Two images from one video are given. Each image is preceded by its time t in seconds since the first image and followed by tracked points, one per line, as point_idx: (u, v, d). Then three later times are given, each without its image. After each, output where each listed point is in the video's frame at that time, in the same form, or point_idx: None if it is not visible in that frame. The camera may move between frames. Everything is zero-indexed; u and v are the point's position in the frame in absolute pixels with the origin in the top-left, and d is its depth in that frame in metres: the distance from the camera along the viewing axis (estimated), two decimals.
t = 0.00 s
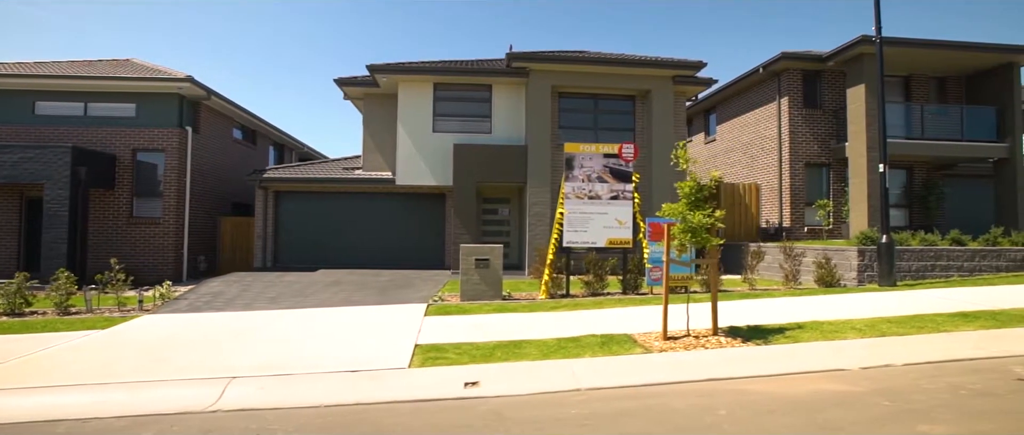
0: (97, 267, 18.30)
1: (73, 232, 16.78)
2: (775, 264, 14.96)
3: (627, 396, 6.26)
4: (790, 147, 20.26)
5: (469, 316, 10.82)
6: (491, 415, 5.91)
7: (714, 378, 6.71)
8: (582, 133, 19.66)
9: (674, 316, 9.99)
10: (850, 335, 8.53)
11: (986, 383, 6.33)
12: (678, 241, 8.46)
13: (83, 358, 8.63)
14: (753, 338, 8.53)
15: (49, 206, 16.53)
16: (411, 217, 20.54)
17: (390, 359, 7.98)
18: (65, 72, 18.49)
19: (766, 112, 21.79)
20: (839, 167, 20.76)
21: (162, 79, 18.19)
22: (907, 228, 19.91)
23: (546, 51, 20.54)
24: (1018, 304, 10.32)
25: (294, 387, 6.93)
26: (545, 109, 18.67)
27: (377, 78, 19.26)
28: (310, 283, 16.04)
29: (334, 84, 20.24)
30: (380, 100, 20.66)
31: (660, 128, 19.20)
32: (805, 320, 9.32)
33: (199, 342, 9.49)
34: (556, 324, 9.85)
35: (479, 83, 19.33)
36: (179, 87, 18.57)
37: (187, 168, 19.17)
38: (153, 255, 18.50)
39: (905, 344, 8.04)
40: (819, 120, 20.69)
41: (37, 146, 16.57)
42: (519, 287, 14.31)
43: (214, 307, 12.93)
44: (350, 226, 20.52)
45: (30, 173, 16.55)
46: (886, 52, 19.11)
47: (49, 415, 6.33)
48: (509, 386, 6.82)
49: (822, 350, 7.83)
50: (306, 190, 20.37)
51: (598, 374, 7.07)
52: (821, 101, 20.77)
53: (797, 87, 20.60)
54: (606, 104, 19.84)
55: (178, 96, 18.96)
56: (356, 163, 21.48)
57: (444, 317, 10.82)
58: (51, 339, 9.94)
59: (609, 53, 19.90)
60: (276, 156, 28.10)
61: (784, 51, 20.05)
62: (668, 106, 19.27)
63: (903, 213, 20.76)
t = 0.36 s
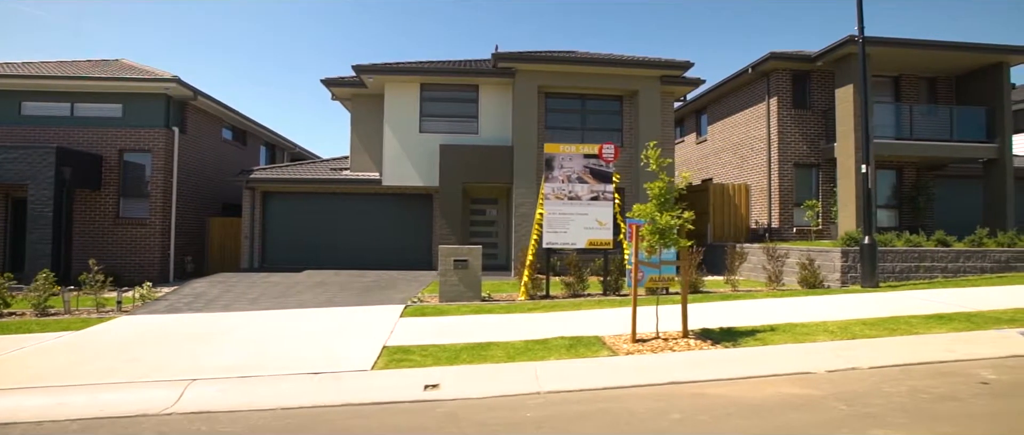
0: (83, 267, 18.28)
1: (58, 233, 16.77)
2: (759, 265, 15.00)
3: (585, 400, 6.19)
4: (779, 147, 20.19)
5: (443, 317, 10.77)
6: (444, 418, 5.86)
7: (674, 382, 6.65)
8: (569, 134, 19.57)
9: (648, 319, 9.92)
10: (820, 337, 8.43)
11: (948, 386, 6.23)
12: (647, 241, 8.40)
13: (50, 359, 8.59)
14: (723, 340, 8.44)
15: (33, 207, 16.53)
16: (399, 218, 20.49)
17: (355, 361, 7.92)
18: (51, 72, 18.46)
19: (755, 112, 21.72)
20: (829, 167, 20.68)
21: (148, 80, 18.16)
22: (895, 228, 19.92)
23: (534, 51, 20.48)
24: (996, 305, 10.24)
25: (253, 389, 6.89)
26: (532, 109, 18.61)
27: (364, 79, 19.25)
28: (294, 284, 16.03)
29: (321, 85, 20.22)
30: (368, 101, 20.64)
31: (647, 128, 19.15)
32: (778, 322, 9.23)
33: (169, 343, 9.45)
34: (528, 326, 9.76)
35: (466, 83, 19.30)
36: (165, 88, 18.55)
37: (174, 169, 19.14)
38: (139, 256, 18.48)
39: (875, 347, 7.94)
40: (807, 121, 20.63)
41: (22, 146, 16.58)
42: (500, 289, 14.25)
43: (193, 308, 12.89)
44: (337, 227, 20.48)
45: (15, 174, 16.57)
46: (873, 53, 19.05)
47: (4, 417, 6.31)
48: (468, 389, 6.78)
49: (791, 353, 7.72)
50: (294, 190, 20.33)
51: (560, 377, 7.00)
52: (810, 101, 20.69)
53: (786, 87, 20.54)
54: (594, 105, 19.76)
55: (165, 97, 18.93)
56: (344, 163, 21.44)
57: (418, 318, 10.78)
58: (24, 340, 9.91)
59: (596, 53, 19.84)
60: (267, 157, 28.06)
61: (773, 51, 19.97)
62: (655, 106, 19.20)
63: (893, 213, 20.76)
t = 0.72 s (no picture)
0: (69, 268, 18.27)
1: (42, 233, 16.77)
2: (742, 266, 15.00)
3: (540, 403, 6.15)
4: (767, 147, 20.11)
5: (418, 319, 10.73)
6: (395, 422, 5.82)
7: (634, 385, 6.60)
8: (557, 134, 19.50)
9: (623, 320, 9.84)
10: (790, 339, 8.36)
11: (907, 391, 6.14)
12: (614, 243, 8.31)
13: (17, 360, 8.58)
14: (692, 342, 8.37)
15: (17, 208, 16.53)
16: (387, 218, 20.45)
17: (320, 363, 7.90)
18: (37, 73, 18.44)
19: (744, 112, 21.65)
20: (818, 168, 20.60)
21: (133, 81, 18.13)
22: (884, 229, 19.88)
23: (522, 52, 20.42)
24: (974, 307, 10.15)
25: (211, 391, 6.88)
26: (518, 109, 18.57)
27: (350, 79, 19.21)
28: (278, 284, 16.03)
29: (308, 85, 20.18)
30: (356, 101, 20.62)
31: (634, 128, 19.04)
32: (751, 324, 9.16)
33: (140, 344, 9.44)
34: (501, 327, 9.71)
35: (453, 84, 19.28)
36: (151, 88, 18.52)
37: (161, 169, 19.12)
38: (125, 256, 18.47)
39: (844, 350, 7.87)
40: (796, 120, 20.54)
41: (6, 147, 16.57)
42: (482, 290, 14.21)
43: (172, 308, 12.87)
44: (325, 227, 20.44)
45: None
46: (861, 53, 18.98)
47: None
48: (427, 391, 6.75)
49: (757, 355, 7.66)
50: (281, 191, 20.30)
51: (520, 380, 6.96)
52: (799, 101, 20.61)
53: (775, 87, 20.46)
54: (581, 105, 19.70)
55: (151, 97, 18.90)
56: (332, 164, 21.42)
57: (393, 319, 10.74)
58: None
59: (583, 54, 19.79)
60: (258, 157, 28.04)
61: (761, 51, 19.89)
62: (643, 106, 19.11)
63: (882, 214, 20.71)
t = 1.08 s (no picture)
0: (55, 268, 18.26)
1: (26, 233, 16.75)
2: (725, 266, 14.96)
3: (495, 407, 6.08)
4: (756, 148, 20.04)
5: (393, 320, 10.68)
6: (345, 425, 5.75)
7: (593, 388, 6.52)
8: (543, 134, 19.43)
9: (596, 322, 9.77)
10: (760, 342, 8.25)
11: (868, 394, 6.03)
12: (583, 244, 8.22)
13: None
14: (661, 344, 8.29)
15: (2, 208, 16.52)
16: (374, 218, 20.40)
17: (284, 364, 7.84)
18: (24, 73, 18.43)
19: (734, 112, 21.57)
20: (807, 168, 20.52)
21: (119, 81, 18.10)
22: (873, 229, 19.85)
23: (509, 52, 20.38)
24: (951, 308, 10.04)
25: (170, 393, 6.83)
26: (505, 110, 18.52)
27: (336, 79, 19.17)
28: (261, 285, 16.00)
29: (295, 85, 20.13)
30: (343, 101, 20.57)
31: (621, 128, 18.94)
32: (723, 325, 9.07)
33: (110, 344, 9.40)
34: (473, 329, 9.65)
35: (439, 83, 19.23)
36: (138, 89, 18.49)
37: (147, 169, 19.10)
38: (111, 256, 18.45)
39: (812, 352, 7.77)
40: (785, 120, 20.44)
41: None
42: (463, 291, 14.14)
43: (150, 309, 12.81)
44: (312, 227, 20.41)
45: None
46: (850, 52, 18.81)
47: None
48: (386, 393, 6.72)
49: (724, 357, 7.57)
50: (268, 191, 20.25)
51: (481, 382, 6.89)
52: (788, 101, 20.52)
53: (764, 87, 20.36)
54: (568, 105, 19.60)
55: (138, 98, 18.88)
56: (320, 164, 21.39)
57: (367, 320, 10.69)
58: None
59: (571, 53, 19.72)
60: (250, 157, 28.01)
61: (750, 51, 19.81)
62: (630, 105, 18.99)
63: (872, 214, 20.63)
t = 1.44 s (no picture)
0: (40, 268, 18.27)
1: (10, 234, 16.75)
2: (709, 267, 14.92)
3: (449, 411, 6.05)
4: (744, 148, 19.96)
5: (367, 321, 10.66)
6: (295, 429, 5.72)
7: (551, 391, 6.48)
8: (530, 134, 19.33)
9: (568, 323, 9.72)
10: (728, 344, 8.16)
11: (825, 398, 5.96)
12: (551, 247, 8.10)
13: None
14: (629, 345, 8.23)
15: None
16: (361, 218, 20.37)
17: (248, 366, 7.84)
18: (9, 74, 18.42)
19: (723, 112, 21.49)
20: (796, 168, 20.41)
21: (104, 81, 18.05)
22: (862, 229, 19.79)
23: (497, 52, 20.30)
24: (928, 310, 9.94)
25: (128, 395, 6.82)
26: (491, 110, 18.47)
27: (322, 79, 19.14)
28: (244, 285, 15.98)
29: (282, 85, 20.10)
30: (330, 101, 20.54)
31: (608, 128, 18.86)
32: (695, 327, 8.97)
33: (79, 345, 9.37)
34: (445, 330, 9.62)
35: (426, 84, 19.19)
36: (123, 89, 18.44)
37: (133, 170, 19.06)
38: (97, 256, 18.45)
39: (779, 354, 7.70)
40: (774, 120, 20.35)
41: None
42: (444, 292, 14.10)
43: (128, 309, 12.77)
44: (299, 228, 20.37)
45: None
46: (838, 51, 18.65)
47: None
48: (344, 396, 6.71)
49: (689, 359, 7.52)
50: (255, 191, 20.22)
51: (440, 385, 6.87)
52: (776, 100, 20.43)
53: (753, 87, 20.28)
54: (556, 104, 19.49)
55: (124, 98, 18.84)
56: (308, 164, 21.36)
57: (342, 321, 10.66)
58: None
59: (557, 53, 19.64)
60: (241, 157, 27.97)
61: (738, 50, 19.72)
62: (617, 104, 18.90)
63: (861, 214, 20.58)
